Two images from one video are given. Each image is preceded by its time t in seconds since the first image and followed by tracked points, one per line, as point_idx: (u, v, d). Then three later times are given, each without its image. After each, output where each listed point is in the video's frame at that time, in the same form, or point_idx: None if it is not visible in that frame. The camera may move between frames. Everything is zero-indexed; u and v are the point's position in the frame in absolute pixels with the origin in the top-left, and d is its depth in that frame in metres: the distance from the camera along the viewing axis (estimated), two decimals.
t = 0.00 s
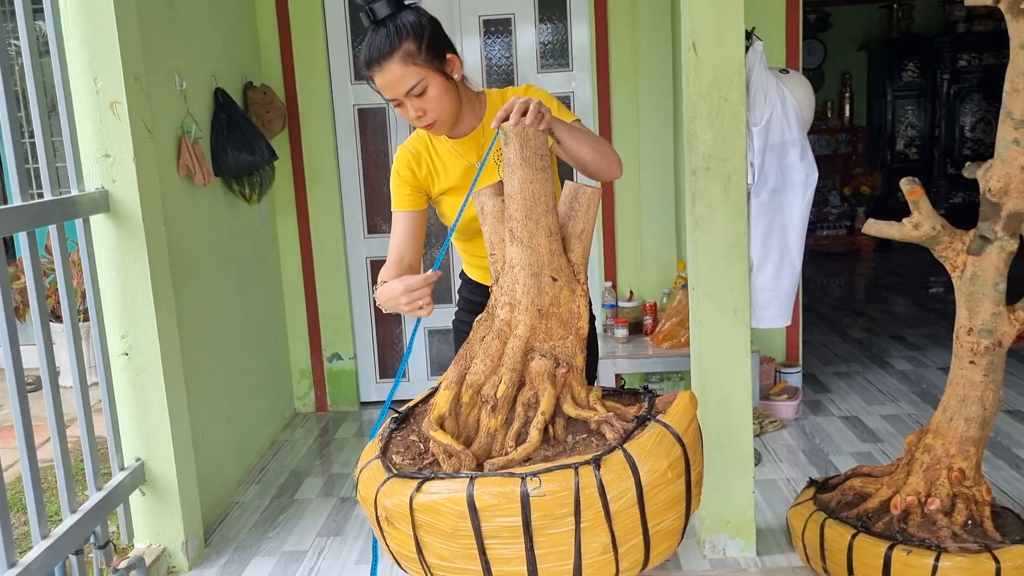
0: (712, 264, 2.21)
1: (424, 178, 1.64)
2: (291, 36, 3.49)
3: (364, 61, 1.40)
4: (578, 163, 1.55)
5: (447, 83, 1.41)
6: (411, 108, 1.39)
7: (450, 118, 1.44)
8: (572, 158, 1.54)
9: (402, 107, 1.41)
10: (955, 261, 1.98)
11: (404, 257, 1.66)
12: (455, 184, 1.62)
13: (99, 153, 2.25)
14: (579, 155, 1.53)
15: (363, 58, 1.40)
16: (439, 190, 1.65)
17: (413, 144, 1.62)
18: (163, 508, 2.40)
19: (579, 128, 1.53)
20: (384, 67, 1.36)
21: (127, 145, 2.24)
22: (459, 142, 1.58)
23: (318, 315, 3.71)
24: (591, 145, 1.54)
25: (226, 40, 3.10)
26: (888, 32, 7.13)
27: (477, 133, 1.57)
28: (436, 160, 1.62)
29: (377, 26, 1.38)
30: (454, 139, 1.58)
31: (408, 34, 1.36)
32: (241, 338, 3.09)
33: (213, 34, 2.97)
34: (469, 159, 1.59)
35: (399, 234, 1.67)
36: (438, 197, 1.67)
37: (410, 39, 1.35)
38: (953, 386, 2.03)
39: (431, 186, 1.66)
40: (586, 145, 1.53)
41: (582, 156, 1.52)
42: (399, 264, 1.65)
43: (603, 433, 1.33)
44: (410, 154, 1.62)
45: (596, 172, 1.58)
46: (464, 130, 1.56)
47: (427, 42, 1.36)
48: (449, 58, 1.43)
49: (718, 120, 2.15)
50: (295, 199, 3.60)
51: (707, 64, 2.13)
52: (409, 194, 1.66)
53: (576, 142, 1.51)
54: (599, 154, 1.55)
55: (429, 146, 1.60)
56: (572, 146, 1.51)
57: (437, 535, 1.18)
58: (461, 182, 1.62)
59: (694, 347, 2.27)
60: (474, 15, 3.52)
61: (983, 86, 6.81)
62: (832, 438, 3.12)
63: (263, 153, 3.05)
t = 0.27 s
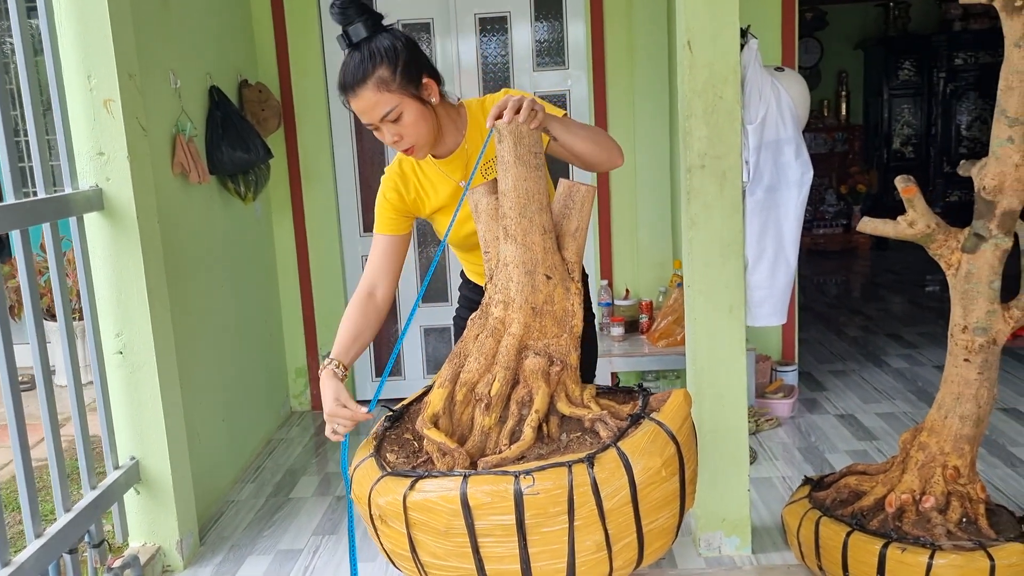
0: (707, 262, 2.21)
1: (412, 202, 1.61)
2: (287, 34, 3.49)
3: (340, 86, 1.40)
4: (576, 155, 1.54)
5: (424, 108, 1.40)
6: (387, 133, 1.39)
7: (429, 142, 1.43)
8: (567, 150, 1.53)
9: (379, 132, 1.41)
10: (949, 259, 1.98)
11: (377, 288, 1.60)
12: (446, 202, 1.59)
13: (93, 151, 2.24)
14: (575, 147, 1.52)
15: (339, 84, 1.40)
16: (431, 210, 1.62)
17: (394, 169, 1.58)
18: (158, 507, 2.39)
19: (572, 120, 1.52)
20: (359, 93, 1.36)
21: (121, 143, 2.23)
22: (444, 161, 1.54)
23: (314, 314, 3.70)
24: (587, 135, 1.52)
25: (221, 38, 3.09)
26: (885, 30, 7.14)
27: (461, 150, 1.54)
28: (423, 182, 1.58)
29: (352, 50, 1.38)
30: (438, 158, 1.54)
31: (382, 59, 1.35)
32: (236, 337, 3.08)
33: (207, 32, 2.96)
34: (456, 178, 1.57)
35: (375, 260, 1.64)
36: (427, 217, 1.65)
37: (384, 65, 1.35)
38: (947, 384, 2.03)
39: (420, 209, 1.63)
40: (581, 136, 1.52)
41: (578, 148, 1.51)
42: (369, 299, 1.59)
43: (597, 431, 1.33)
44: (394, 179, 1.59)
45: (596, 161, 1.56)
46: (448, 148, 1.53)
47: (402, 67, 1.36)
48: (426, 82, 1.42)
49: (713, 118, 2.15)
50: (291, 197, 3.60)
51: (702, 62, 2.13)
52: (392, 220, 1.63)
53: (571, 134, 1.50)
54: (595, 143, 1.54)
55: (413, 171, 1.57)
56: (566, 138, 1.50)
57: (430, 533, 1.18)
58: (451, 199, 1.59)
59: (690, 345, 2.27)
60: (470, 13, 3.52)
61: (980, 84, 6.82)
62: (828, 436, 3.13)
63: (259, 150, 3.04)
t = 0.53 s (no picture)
0: (704, 260, 2.21)
1: (405, 217, 1.58)
2: (283, 32, 3.48)
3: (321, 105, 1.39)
4: (574, 148, 1.53)
5: (406, 127, 1.38)
6: (369, 152, 1.38)
7: (412, 160, 1.42)
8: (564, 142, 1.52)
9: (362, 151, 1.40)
10: (946, 257, 1.97)
11: (368, 308, 1.58)
12: (440, 214, 1.56)
13: (88, 149, 2.23)
14: (573, 140, 1.50)
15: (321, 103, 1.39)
16: (424, 223, 1.59)
17: (383, 186, 1.54)
18: (153, 506, 2.39)
19: (566, 113, 1.51)
20: (339, 113, 1.35)
21: (116, 140, 2.22)
22: (433, 173, 1.51)
23: (311, 312, 3.70)
24: (582, 125, 1.51)
25: (217, 36, 3.08)
26: (882, 29, 7.15)
27: (449, 161, 1.51)
28: (414, 195, 1.55)
29: (332, 69, 1.37)
30: (426, 171, 1.51)
31: (361, 79, 1.34)
32: (233, 336, 3.07)
33: (203, 30, 2.95)
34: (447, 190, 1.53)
35: (365, 277, 1.62)
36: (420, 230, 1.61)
37: (363, 86, 1.33)
38: (944, 383, 2.02)
39: (414, 223, 1.59)
40: (577, 127, 1.51)
41: (576, 140, 1.50)
42: (359, 318, 1.57)
43: (593, 429, 1.32)
44: (384, 196, 1.55)
45: (595, 149, 1.55)
46: (435, 160, 1.49)
47: (381, 87, 1.34)
48: (408, 101, 1.39)
49: (710, 116, 2.15)
50: (287, 196, 3.60)
51: (699, 60, 2.12)
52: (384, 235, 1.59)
53: (567, 128, 1.49)
54: (592, 131, 1.52)
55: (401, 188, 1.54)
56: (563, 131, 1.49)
57: (426, 532, 1.17)
58: (445, 211, 1.55)
59: (686, 343, 2.27)
60: (467, 11, 3.50)
61: (977, 83, 6.83)
62: (825, 435, 3.13)
63: (255, 149, 3.01)
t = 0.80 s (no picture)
0: (703, 258, 2.21)
1: (400, 220, 1.57)
2: (281, 31, 3.48)
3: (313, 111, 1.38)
4: (574, 146, 1.53)
5: (399, 131, 1.38)
6: (363, 157, 1.39)
7: (405, 164, 1.42)
8: (563, 140, 1.52)
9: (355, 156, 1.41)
10: (945, 256, 1.97)
11: (364, 311, 1.56)
12: (435, 215, 1.56)
13: (87, 147, 2.22)
14: (573, 136, 1.51)
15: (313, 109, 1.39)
16: (419, 225, 1.58)
17: (378, 188, 1.54)
18: (152, 504, 2.38)
19: (563, 110, 1.51)
20: (332, 120, 1.35)
21: (115, 139, 2.22)
22: (427, 175, 1.51)
23: (309, 311, 3.69)
24: (580, 121, 1.52)
25: (216, 34, 3.08)
26: (880, 29, 7.15)
27: (443, 163, 1.51)
28: (409, 198, 1.55)
29: (323, 75, 1.36)
30: (420, 173, 1.51)
31: (353, 85, 1.33)
32: (232, 335, 3.07)
33: (202, 28, 2.95)
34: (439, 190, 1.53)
35: (359, 280, 1.59)
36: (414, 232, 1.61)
37: (355, 91, 1.33)
38: (943, 381, 2.03)
39: (409, 225, 1.59)
40: (576, 124, 1.51)
41: (576, 137, 1.50)
42: (356, 321, 1.55)
43: (593, 428, 1.32)
44: (378, 199, 1.55)
45: (594, 145, 1.55)
46: (429, 162, 1.50)
47: (373, 92, 1.34)
48: (400, 105, 1.39)
49: (709, 114, 2.15)
50: (286, 195, 3.60)
51: (698, 59, 2.12)
52: (378, 238, 1.58)
53: (565, 125, 1.49)
54: (590, 127, 1.53)
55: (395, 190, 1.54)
56: (562, 127, 1.49)
57: (426, 531, 1.17)
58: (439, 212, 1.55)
59: (686, 341, 2.26)
60: (465, 9, 3.50)
61: (975, 82, 6.84)
62: (823, 434, 3.13)
63: (254, 147, 3.01)
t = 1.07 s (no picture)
0: (704, 258, 2.21)
1: (398, 222, 1.56)
2: (281, 31, 3.48)
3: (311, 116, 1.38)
4: (575, 144, 1.53)
5: (397, 135, 1.38)
6: (361, 162, 1.38)
7: (404, 167, 1.42)
8: (564, 139, 1.52)
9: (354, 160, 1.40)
10: (947, 256, 1.97)
11: (365, 313, 1.56)
12: (433, 217, 1.55)
13: (87, 147, 2.22)
14: (574, 135, 1.51)
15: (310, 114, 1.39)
16: (418, 228, 1.58)
17: (376, 191, 1.54)
18: (153, 505, 2.38)
19: (564, 109, 1.52)
20: (330, 125, 1.35)
21: (116, 138, 2.21)
22: (425, 176, 1.50)
23: (309, 311, 3.69)
24: (582, 120, 1.52)
25: (216, 33, 3.08)
26: (879, 28, 7.15)
27: (441, 164, 1.50)
28: (407, 200, 1.54)
29: (319, 80, 1.36)
30: (419, 175, 1.51)
31: (349, 89, 1.33)
32: (232, 335, 3.07)
33: (202, 28, 2.94)
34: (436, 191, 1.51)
35: (359, 283, 1.59)
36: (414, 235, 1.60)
37: (352, 96, 1.33)
38: (945, 381, 2.03)
39: (408, 227, 1.58)
40: (577, 123, 1.51)
41: (578, 135, 1.50)
42: (357, 324, 1.54)
43: (596, 428, 1.32)
44: (377, 202, 1.54)
45: (596, 143, 1.55)
46: (427, 164, 1.50)
47: (370, 96, 1.33)
48: (398, 108, 1.38)
49: (711, 114, 2.15)
50: (286, 194, 3.59)
51: (700, 59, 2.12)
52: (377, 240, 1.57)
53: (567, 124, 1.49)
54: (592, 125, 1.53)
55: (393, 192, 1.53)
56: (564, 126, 1.49)
57: (429, 531, 1.17)
58: (439, 214, 1.54)
59: (687, 341, 2.26)
60: (466, 9, 3.50)
61: (973, 82, 6.85)
62: (823, 434, 3.13)
63: (255, 147, 3.00)
